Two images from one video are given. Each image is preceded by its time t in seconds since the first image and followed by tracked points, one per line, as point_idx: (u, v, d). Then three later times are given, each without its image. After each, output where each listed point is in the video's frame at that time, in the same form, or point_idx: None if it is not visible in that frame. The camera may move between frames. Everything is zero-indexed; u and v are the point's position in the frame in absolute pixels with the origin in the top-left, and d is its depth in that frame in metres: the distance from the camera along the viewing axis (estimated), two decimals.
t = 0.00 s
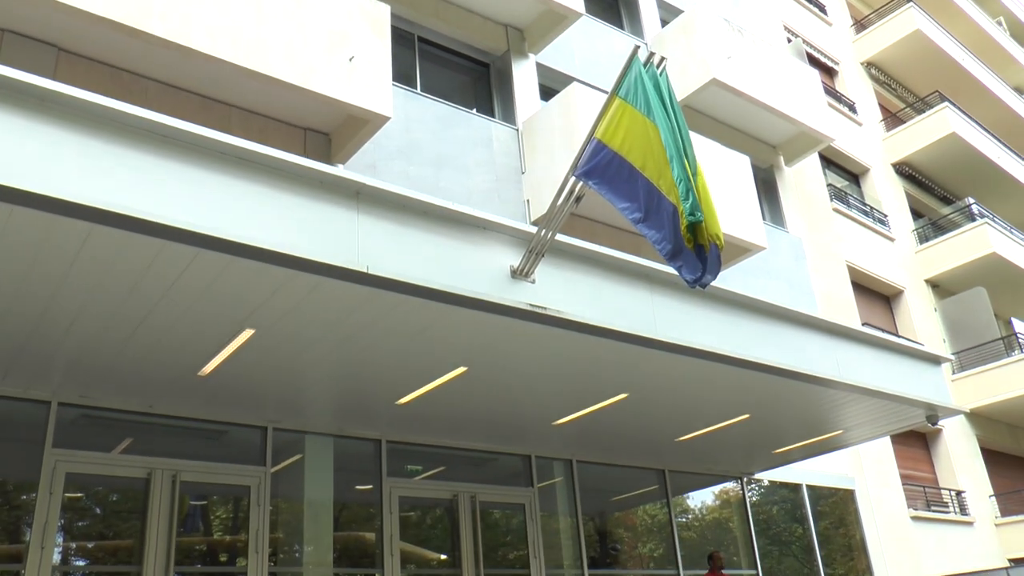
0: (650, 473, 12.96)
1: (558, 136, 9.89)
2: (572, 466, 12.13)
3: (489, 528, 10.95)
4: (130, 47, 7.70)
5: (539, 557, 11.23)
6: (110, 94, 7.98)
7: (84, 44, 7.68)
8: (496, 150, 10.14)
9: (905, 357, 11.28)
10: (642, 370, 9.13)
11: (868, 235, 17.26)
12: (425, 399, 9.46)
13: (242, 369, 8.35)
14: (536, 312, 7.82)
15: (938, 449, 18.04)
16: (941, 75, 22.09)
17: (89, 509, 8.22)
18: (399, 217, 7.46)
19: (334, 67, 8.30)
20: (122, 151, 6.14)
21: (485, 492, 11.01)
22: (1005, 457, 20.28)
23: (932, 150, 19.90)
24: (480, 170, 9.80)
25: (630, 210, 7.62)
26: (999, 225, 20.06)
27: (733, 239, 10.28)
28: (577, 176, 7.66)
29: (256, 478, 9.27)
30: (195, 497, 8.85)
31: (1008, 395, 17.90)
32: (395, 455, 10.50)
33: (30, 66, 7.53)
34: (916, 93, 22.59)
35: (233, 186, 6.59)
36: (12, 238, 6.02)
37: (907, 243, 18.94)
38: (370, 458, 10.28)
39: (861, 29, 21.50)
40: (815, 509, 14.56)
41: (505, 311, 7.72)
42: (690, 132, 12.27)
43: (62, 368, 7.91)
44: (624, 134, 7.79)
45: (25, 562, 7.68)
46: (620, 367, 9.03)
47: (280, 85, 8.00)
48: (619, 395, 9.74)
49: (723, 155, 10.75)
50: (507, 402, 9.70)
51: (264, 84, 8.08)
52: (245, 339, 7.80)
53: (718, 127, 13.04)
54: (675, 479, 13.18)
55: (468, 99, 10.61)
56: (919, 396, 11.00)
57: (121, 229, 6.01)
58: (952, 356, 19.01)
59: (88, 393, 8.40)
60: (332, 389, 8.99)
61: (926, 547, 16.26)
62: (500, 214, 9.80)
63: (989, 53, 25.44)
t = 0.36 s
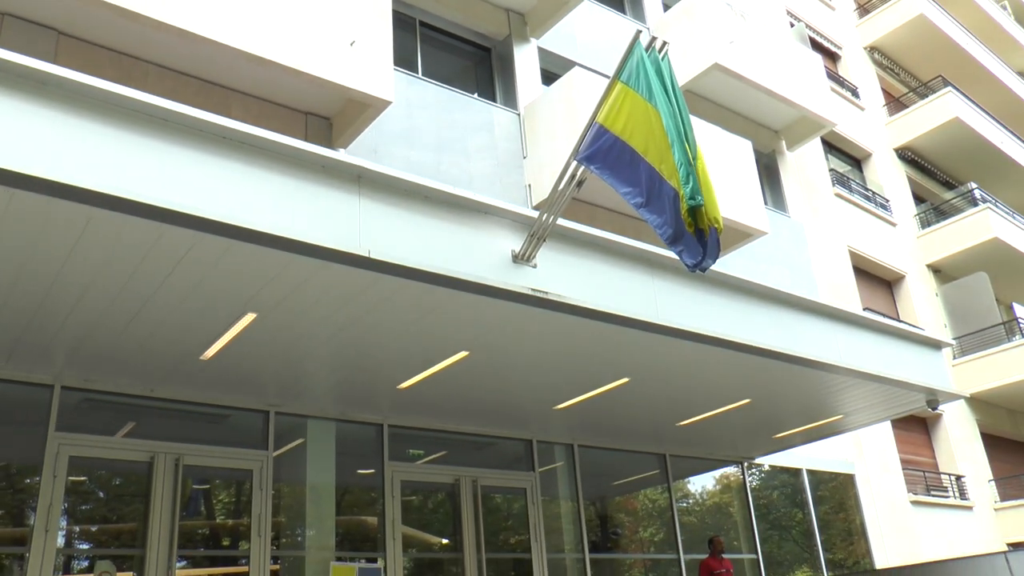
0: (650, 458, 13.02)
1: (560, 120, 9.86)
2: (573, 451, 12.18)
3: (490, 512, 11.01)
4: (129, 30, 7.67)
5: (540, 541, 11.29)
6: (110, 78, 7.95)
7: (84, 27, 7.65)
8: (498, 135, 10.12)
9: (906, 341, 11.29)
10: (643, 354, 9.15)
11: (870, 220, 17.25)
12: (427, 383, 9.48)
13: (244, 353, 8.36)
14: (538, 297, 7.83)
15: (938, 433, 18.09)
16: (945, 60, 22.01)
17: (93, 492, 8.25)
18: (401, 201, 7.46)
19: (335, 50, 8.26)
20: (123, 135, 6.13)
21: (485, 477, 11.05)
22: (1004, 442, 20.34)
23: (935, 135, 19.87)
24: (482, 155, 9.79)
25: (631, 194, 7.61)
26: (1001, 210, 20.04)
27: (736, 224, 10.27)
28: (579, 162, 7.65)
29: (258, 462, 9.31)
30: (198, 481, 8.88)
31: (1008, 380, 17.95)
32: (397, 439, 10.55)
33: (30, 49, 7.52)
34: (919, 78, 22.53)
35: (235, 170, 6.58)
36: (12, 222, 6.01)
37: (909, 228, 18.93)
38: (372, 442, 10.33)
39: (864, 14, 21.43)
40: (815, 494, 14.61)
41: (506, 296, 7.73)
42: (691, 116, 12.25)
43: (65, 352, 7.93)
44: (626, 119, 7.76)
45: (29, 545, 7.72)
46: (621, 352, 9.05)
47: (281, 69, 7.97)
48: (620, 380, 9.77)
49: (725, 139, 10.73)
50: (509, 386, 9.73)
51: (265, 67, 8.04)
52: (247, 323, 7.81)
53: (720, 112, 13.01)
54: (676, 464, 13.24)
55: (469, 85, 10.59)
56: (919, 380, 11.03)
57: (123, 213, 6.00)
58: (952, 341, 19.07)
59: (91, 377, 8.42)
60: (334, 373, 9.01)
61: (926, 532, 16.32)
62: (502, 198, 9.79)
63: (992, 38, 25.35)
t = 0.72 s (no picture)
0: (651, 448, 13.05)
1: (562, 109, 9.85)
2: (574, 440, 12.21)
3: (492, 502, 11.03)
4: (131, 19, 7.66)
5: (542, 530, 11.31)
6: (110, 66, 7.94)
7: (85, 15, 7.64)
8: (500, 124, 10.11)
9: (908, 331, 11.29)
10: (644, 343, 9.15)
11: (872, 210, 17.23)
12: (428, 373, 9.50)
13: (246, 341, 8.37)
14: (540, 286, 7.83)
15: (939, 423, 18.11)
16: (950, 49, 21.94)
17: (95, 481, 8.28)
18: (403, 191, 7.45)
19: (337, 39, 8.23)
20: (125, 123, 6.13)
21: (487, 465, 11.08)
22: (1006, 433, 20.34)
23: (939, 124, 19.82)
24: (484, 144, 9.78)
25: (633, 183, 7.59)
26: (1004, 200, 19.99)
27: (738, 213, 10.26)
28: (580, 151, 7.58)
29: (260, 450, 9.35)
30: (199, 469, 8.90)
31: (1009, 370, 17.96)
32: (399, 428, 10.57)
33: (31, 36, 7.52)
34: (922, 68, 22.49)
35: (236, 159, 6.57)
36: (14, 210, 6.01)
37: (911, 218, 18.90)
38: (374, 431, 10.36)
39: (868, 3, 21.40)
40: (816, 484, 14.63)
41: (508, 284, 7.74)
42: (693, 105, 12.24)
43: (67, 340, 7.95)
44: (628, 108, 7.74)
45: (32, 532, 7.77)
46: (622, 341, 9.06)
47: (282, 58, 7.95)
48: (622, 369, 9.79)
49: (727, 128, 10.71)
50: (511, 376, 9.75)
51: (267, 56, 8.02)
52: (248, 312, 7.82)
53: (722, 101, 13.00)
54: (677, 453, 13.26)
55: (471, 74, 10.59)
56: (920, 370, 11.03)
57: (124, 201, 6.00)
58: (954, 331, 19.06)
59: (94, 365, 8.44)
60: (336, 362, 9.02)
61: (926, 521, 16.34)
62: (504, 187, 9.78)
63: (996, 28, 25.27)
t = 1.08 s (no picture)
0: (654, 438, 13.07)
1: (565, 99, 9.83)
2: (577, 430, 12.23)
3: (495, 492, 11.05)
4: (132, 8, 7.64)
5: (544, 520, 11.34)
6: (113, 56, 7.93)
7: (87, 5, 7.62)
8: (503, 114, 10.09)
9: (911, 321, 11.28)
10: (647, 333, 9.16)
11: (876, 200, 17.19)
12: (431, 362, 9.51)
13: (249, 331, 8.38)
14: (543, 275, 7.83)
15: (942, 413, 18.12)
16: (954, 38, 21.86)
17: (99, 470, 8.32)
18: (406, 180, 7.45)
19: (339, 28, 8.21)
20: (128, 113, 6.13)
21: (490, 455, 11.11)
22: (1008, 423, 20.35)
23: (942, 114, 19.76)
24: (487, 134, 9.76)
25: (636, 172, 7.58)
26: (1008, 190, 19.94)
27: (741, 203, 10.24)
28: (584, 141, 7.55)
29: (263, 440, 9.37)
30: (203, 459, 8.94)
31: (1010, 360, 17.99)
32: (402, 418, 10.59)
33: (33, 26, 7.51)
34: (927, 57, 22.43)
35: (239, 148, 6.57)
36: (17, 200, 6.01)
37: (915, 208, 18.86)
38: (377, 421, 10.38)
39: None
40: (818, 474, 14.64)
41: (511, 274, 7.74)
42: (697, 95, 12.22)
43: (71, 330, 7.97)
44: (631, 97, 7.71)
45: (37, 521, 7.81)
46: (625, 331, 9.07)
47: (285, 47, 7.93)
48: (625, 359, 9.80)
49: (730, 118, 10.69)
50: (514, 365, 9.77)
51: (269, 46, 8.00)
52: (252, 302, 7.83)
53: (725, 91, 12.97)
54: (680, 444, 13.29)
55: (473, 64, 10.57)
56: (923, 359, 11.03)
57: (127, 191, 6.00)
58: (958, 321, 19.09)
59: (98, 355, 8.46)
60: (339, 352, 9.03)
61: (928, 512, 16.36)
62: (507, 177, 9.77)
63: (1001, 17, 25.16)
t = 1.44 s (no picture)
0: (657, 435, 13.07)
1: (568, 96, 9.82)
2: (580, 428, 12.23)
3: (498, 490, 11.05)
4: (136, 7, 7.65)
5: (547, 518, 11.35)
6: (116, 54, 7.94)
7: (90, 3, 7.64)
8: (506, 112, 10.09)
9: (914, 318, 11.27)
10: (650, 330, 9.16)
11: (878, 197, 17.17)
12: (434, 360, 9.52)
13: (252, 329, 8.39)
14: (546, 273, 7.83)
15: (945, 411, 18.09)
16: (957, 36, 21.83)
17: (103, 468, 8.34)
18: (409, 178, 7.45)
19: (342, 26, 8.21)
20: (131, 112, 6.13)
21: (493, 453, 11.11)
22: (1011, 421, 20.32)
23: (945, 111, 19.74)
24: (490, 131, 9.76)
25: (637, 170, 7.57)
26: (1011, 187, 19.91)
27: (744, 200, 10.24)
28: (586, 138, 7.53)
29: (267, 438, 9.38)
30: (206, 457, 8.96)
31: (1011, 359, 18.01)
32: (405, 415, 10.60)
33: (36, 25, 7.53)
34: (930, 54, 22.42)
35: (242, 146, 6.57)
36: (21, 198, 6.03)
37: (918, 205, 18.85)
38: (380, 419, 10.39)
39: None
40: (822, 471, 14.62)
41: (514, 272, 7.74)
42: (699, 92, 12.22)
43: (74, 328, 7.99)
44: (634, 94, 7.70)
45: (41, 519, 7.84)
46: (628, 328, 9.07)
47: (289, 46, 7.93)
48: (628, 356, 9.80)
49: (733, 115, 10.69)
50: (516, 363, 9.77)
51: (272, 44, 8.01)
52: (255, 299, 7.84)
53: (728, 89, 12.96)
54: (683, 441, 13.29)
55: (476, 62, 10.57)
56: (926, 357, 11.03)
57: (131, 189, 6.01)
58: (961, 319, 19.07)
59: (101, 353, 8.47)
60: (343, 350, 9.05)
61: (931, 510, 16.35)
62: (510, 175, 9.77)
63: (1005, 14, 25.10)
